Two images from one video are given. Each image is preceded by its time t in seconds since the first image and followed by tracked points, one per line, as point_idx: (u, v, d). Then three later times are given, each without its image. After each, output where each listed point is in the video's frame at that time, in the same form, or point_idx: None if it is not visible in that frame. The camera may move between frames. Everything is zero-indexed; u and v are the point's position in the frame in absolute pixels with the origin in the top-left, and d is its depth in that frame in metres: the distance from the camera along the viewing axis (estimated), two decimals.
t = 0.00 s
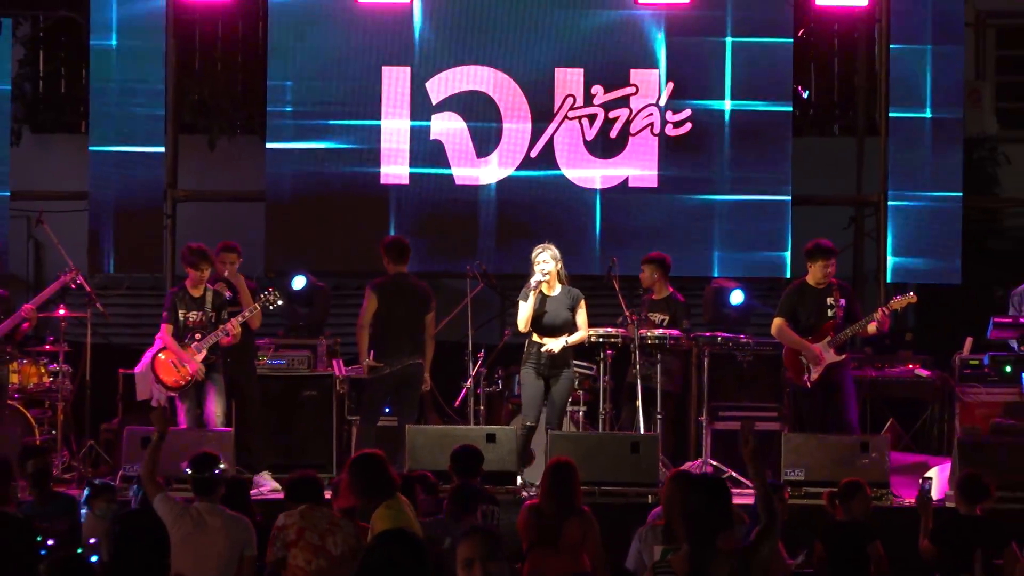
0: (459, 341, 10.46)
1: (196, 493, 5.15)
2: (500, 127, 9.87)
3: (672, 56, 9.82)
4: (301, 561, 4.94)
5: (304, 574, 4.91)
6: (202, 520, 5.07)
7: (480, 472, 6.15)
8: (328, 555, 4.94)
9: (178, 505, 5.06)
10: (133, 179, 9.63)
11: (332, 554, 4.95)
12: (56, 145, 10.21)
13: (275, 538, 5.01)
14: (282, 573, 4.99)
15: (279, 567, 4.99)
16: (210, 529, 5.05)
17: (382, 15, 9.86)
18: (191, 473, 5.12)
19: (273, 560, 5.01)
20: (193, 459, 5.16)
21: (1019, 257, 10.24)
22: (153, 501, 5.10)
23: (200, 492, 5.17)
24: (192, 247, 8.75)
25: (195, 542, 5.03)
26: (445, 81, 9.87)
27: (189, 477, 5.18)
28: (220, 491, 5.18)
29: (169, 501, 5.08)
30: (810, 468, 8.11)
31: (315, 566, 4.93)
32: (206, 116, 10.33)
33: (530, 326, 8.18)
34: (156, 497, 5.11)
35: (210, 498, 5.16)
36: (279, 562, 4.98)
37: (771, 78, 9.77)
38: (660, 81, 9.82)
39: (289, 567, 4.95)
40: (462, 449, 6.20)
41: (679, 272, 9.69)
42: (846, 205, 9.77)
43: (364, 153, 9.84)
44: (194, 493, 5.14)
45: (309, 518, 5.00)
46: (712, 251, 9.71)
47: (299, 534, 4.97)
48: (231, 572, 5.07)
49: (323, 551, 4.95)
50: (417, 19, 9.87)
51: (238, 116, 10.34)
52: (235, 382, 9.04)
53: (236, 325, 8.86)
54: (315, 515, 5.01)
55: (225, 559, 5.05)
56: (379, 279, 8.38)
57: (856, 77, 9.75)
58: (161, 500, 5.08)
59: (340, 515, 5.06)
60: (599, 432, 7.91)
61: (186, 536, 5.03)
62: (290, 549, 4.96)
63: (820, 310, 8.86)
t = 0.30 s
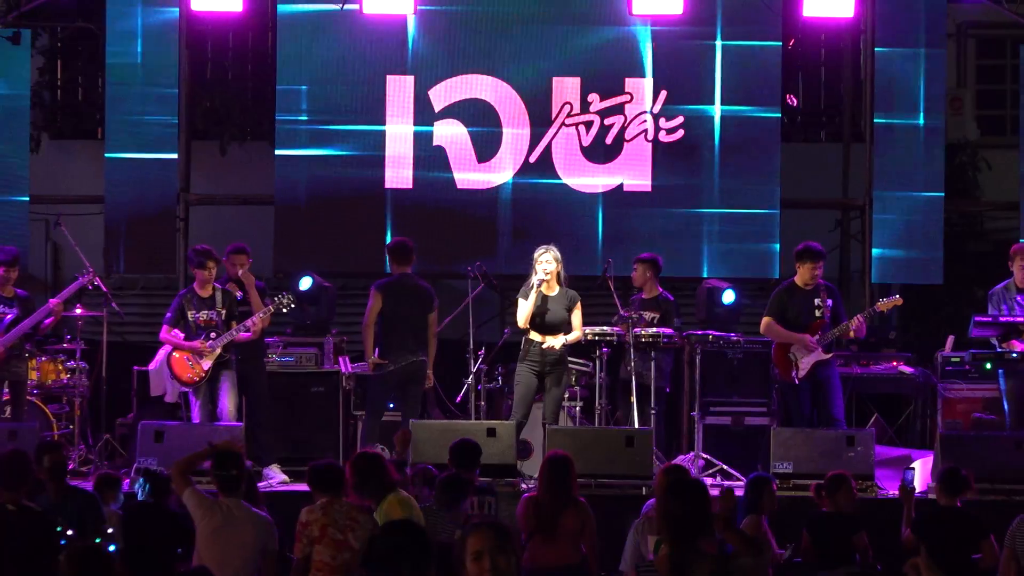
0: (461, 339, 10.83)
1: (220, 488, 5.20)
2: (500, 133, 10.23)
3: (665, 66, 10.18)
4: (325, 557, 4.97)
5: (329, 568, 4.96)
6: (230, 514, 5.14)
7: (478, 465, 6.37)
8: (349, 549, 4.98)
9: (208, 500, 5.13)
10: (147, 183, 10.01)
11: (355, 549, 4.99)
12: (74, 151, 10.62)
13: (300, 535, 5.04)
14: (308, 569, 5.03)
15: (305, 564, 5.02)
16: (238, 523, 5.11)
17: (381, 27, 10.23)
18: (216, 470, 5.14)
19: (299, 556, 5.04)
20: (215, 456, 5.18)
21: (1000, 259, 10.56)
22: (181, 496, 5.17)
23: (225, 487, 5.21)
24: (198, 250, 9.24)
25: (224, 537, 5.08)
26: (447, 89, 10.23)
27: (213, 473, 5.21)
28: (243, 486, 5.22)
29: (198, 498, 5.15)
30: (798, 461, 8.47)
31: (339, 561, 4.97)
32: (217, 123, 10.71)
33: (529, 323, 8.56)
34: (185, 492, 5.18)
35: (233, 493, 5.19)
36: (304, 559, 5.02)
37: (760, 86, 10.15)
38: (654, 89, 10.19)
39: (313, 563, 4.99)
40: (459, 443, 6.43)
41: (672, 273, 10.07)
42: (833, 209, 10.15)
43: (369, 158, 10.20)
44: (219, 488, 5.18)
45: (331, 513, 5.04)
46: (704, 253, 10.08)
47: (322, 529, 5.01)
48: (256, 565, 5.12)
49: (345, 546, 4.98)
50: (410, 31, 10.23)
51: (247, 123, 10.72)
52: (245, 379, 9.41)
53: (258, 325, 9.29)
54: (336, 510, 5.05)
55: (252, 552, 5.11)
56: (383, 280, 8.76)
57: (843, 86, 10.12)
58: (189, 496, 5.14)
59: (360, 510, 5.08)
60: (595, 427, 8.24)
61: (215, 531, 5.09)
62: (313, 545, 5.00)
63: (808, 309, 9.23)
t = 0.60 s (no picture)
0: (462, 337, 11.23)
1: (237, 477, 5.49)
2: (501, 139, 10.62)
3: (659, 75, 10.58)
4: (334, 548, 5.11)
5: (337, 559, 5.10)
6: (243, 501, 5.42)
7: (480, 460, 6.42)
8: (356, 540, 5.12)
9: (223, 487, 5.40)
10: (161, 188, 10.41)
11: (362, 540, 5.13)
12: (90, 155, 11.01)
13: (310, 527, 5.19)
14: (318, 560, 5.15)
15: (315, 556, 5.15)
16: (251, 510, 5.39)
17: (381, 32, 10.62)
18: (234, 459, 5.42)
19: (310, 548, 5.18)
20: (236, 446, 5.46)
21: (981, 260, 10.94)
22: (197, 480, 5.42)
23: (241, 477, 5.50)
24: (209, 250, 9.68)
25: (237, 522, 5.36)
26: (449, 96, 10.63)
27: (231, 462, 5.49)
28: (258, 475, 5.51)
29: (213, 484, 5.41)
30: (786, 455, 8.84)
31: (347, 552, 5.11)
32: (228, 129, 11.13)
33: (524, 322, 8.97)
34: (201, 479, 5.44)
35: (248, 482, 5.48)
36: (314, 551, 5.15)
37: (750, 94, 10.55)
38: (649, 97, 10.58)
39: (323, 554, 5.14)
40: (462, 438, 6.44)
41: (666, 273, 10.48)
42: (820, 212, 10.55)
43: (374, 163, 10.60)
44: (236, 477, 5.48)
45: (339, 505, 5.18)
46: (697, 254, 10.47)
47: (332, 521, 5.15)
48: (264, 551, 5.41)
49: (353, 537, 5.12)
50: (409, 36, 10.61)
51: (258, 130, 11.15)
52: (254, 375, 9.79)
53: (266, 321, 9.63)
54: (343, 501, 5.20)
55: (262, 538, 5.40)
56: (389, 280, 9.17)
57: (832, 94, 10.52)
58: (206, 481, 5.41)
59: (367, 502, 5.23)
60: (593, 422, 8.49)
61: (229, 515, 5.37)
62: (323, 536, 5.14)
63: (796, 309, 9.62)
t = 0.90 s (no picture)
0: (465, 335, 11.64)
1: (237, 469, 5.28)
2: (501, 145, 11.01)
3: (653, 83, 10.97)
4: (329, 537, 5.00)
5: (331, 547, 4.98)
6: (244, 493, 5.22)
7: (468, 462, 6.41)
8: (350, 528, 5.02)
9: (223, 479, 5.21)
10: (174, 191, 10.83)
11: (359, 529, 5.04)
12: (106, 160, 11.44)
13: (307, 517, 5.09)
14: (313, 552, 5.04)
15: (311, 544, 5.04)
16: (252, 502, 5.19)
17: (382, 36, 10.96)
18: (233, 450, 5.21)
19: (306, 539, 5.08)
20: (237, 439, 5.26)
21: (962, 262, 11.37)
22: (198, 474, 5.24)
23: (242, 468, 5.30)
24: (221, 251, 10.09)
25: (236, 514, 5.16)
26: (451, 103, 11.00)
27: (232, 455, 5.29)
28: (259, 467, 5.30)
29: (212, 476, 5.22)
30: (774, 448, 9.23)
31: (343, 541, 5.00)
32: (239, 135, 11.55)
33: (513, 320, 9.34)
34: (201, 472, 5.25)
35: (248, 475, 5.28)
36: (310, 540, 5.04)
37: (742, 101, 10.94)
38: (644, 104, 10.97)
39: (318, 543, 5.01)
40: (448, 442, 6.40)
41: (660, 274, 10.88)
42: (809, 215, 10.96)
43: (379, 167, 10.99)
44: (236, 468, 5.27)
45: (335, 495, 5.10)
46: (690, 255, 10.87)
47: (327, 510, 5.06)
48: (265, 543, 5.21)
49: (349, 525, 5.03)
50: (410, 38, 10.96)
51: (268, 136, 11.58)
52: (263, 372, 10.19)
53: (275, 321, 10.04)
54: (340, 491, 5.11)
55: (262, 530, 5.19)
56: (394, 281, 9.58)
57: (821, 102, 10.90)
58: (205, 474, 5.21)
59: (363, 492, 5.15)
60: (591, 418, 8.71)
61: (229, 507, 5.17)
62: (320, 526, 5.03)
63: (784, 308, 9.99)
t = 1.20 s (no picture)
0: (466, 334, 12.06)
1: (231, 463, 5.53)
2: (501, 150, 11.42)
3: (649, 91, 11.38)
4: (333, 528, 5.35)
5: (334, 538, 5.34)
6: (238, 487, 5.48)
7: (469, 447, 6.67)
8: (353, 521, 5.34)
9: (217, 473, 5.47)
10: (187, 195, 11.24)
11: (361, 520, 5.35)
12: (122, 165, 11.88)
13: (313, 509, 5.43)
14: (321, 541, 5.42)
15: (317, 535, 5.41)
16: (246, 495, 5.46)
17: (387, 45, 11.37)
18: (225, 446, 5.44)
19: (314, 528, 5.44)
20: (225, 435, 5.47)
21: (946, 263, 11.80)
22: (194, 468, 5.51)
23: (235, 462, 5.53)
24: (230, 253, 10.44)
25: (231, 507, 5.43)
26: (454, 110, 11.40)
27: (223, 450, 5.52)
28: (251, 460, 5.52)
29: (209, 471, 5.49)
30: (765, 442, 9.49)
31: (345, 531, 5.34)
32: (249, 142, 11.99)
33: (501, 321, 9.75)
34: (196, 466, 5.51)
35: (242, 469, 5.51)
36: (316, 531, 5.40)
37: (734, 109, 11.35)
38: (640, 111, 11.38)
39: (323, 534, 5.38)
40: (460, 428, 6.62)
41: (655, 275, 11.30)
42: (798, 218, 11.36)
43: (385, 172, 11.39)
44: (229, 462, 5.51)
45: (339, 487, 5.41)
46: (684, 257, 11.28)
47: (333, 503, 5.38)
48: (261, 532, 5.50)
49: (352, 517, 5.35)
50: (414, 46, 11.33)
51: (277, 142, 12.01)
52: (273, 369, 10.60)
53: (282, 320, 10.38)
54: (344, 484, 5.43)
55: (258, 520, 5.48)
56: (399, 281, 9.98)
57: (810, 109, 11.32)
58: (201, 469, 5.48)
59: (366, 482, 5.46)
60: (588, 413, 9.01)
61: (224, 500, 5.44)
62: (326, 518, 5.37)
63: (774, 307, 10.38)
